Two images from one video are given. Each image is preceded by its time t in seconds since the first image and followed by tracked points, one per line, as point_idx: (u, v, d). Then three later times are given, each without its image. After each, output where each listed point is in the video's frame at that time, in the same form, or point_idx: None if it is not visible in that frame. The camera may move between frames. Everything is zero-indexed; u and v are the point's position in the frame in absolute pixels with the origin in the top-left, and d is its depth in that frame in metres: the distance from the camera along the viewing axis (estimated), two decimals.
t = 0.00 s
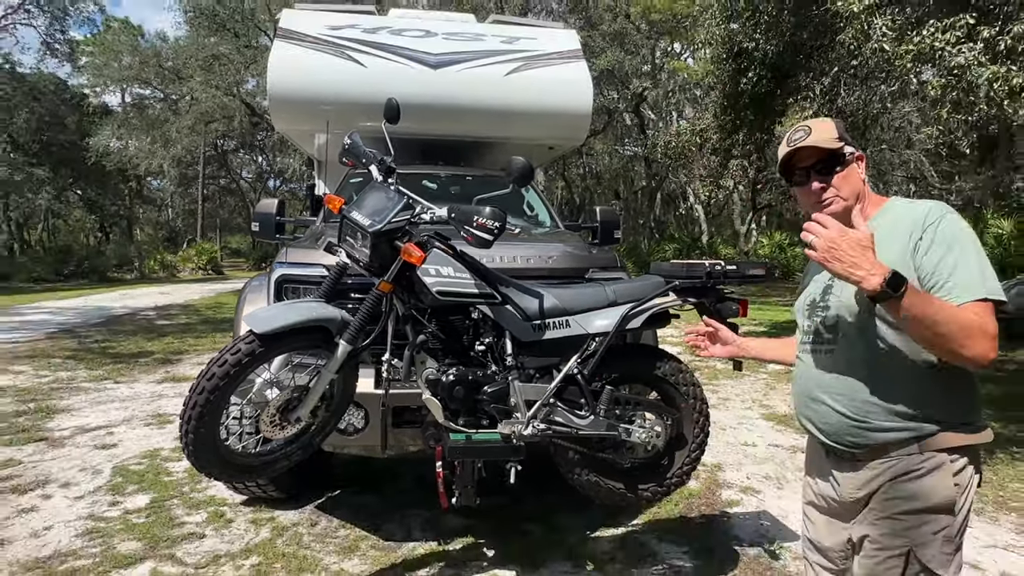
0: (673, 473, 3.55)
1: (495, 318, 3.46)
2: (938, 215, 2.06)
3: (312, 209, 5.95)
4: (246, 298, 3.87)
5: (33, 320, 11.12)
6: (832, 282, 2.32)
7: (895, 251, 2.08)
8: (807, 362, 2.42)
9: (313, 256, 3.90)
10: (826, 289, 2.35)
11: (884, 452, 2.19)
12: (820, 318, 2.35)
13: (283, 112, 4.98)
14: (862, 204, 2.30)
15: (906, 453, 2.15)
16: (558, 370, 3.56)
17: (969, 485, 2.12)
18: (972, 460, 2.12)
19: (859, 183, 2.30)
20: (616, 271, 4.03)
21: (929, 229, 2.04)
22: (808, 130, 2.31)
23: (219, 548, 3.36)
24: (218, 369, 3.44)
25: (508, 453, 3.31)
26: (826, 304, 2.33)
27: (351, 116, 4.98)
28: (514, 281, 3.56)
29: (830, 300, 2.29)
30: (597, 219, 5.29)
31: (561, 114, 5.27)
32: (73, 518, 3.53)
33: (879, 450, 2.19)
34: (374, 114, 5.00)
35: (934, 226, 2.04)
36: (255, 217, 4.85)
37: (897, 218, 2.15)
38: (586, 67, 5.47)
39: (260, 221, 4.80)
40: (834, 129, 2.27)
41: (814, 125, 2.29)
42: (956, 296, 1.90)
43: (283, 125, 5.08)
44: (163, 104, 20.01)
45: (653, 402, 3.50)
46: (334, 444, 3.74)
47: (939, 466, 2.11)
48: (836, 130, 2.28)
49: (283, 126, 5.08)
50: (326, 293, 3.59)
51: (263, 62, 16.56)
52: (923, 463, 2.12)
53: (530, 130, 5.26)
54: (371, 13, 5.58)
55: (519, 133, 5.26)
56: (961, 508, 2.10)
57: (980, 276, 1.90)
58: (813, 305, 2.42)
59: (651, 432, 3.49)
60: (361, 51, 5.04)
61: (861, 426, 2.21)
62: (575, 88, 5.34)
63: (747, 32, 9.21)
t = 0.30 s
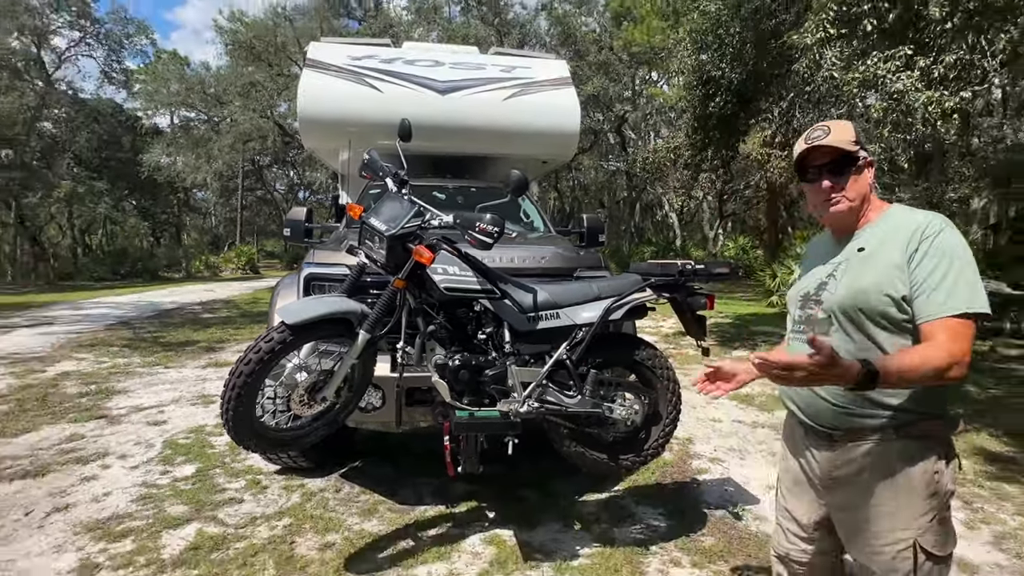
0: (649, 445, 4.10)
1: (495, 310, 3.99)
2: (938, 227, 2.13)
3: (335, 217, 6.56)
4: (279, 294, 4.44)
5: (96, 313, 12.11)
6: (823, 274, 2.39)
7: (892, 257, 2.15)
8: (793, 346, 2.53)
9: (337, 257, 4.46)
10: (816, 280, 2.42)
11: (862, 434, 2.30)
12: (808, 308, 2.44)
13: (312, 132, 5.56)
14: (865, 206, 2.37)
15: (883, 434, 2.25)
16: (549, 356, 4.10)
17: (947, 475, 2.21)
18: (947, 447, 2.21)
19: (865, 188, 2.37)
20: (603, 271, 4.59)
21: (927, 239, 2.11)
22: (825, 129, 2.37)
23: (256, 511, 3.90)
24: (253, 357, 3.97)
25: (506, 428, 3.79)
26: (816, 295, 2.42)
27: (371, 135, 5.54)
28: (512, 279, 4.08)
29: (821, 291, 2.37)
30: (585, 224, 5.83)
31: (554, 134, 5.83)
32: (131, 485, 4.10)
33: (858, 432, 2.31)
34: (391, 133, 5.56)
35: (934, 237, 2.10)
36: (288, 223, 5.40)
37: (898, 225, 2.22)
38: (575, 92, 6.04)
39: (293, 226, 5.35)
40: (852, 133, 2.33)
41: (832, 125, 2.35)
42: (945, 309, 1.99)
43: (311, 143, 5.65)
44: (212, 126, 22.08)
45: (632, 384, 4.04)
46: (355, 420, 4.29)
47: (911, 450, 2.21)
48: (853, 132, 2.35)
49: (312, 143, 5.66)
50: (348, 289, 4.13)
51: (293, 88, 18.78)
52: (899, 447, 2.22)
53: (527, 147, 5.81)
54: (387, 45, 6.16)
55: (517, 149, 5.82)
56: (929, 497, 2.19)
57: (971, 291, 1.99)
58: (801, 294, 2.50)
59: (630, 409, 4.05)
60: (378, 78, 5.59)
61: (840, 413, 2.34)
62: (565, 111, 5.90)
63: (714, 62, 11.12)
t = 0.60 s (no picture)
0: (632, 424, 4.63)
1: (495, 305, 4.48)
2: (956, 234, 2.01)
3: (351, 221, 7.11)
4: (302, 291, 4.98)
5: (120, 311, 12.87)
6: (832, 278, 2.29)
7: (909, 267, 2.06)
8: (798, 349, 2.44)
9: (353, 257, 4.98)
10: (823, 283, 2.32)
11: (870, 424, 2.21)
12: (815, 312, 2.35)
13: (331, 145, 6.10)
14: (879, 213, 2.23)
15: (888, 423, 2.17)
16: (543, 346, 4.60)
17: (947, 459, 2.16)
18: (950, 434, 2.15)
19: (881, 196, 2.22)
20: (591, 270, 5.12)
21: (945, 249, 2.00)
22: (848, 134, 2.19)
23: (282, 484, 4.38)
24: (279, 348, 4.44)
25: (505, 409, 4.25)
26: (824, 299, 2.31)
27: (384, 148, 6.08)
28: (509, 276, 4.58)
29: (830, 297, 2.27)
30: (575, 228, 6.35)
31: (549, 147, 6.36)
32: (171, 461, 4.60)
33: (863, 421, 2.23)
34: (402, 146, 6.08)
35: (952, 246, 2.00)
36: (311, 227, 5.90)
37: (913, 232, 2.11)
38: (568, 110, 6.57)
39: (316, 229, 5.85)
40: (876, 138, 2.16)
41: (855, 129, 2.18)
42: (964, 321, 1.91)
43: (331, 154, 6.19)
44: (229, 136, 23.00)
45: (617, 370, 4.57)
46: (370, 403, 4.78)
47: (916, 440, 2.13)
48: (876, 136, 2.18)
49: (331, 155, 6.19)
50: (364, 286, 4.64)
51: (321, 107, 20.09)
52: (905, 436, 2.14)
53: (525, 159, 6.33)
54: (399, 68, 6.71)
55: (516, 161, 6.34)
56: (928, 482, 2.13)
57: (992, 305, 1.90)
58: (806, 295, 2.40)
59: (615, 393, 4.57)
60: (390, 97, 6.11)
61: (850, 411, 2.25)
62: (559, 126, 6.42)
63: (691, 84, 11.89)
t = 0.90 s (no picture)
0: (630, 421, 4.67)
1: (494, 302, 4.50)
2: (997, 232, 2.00)
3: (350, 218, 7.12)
4: (301, 288, 5.00)
5: (122, 307, 12.95)
6: (862, 276, 2.30)
7: (945, 265, 2.05)
8: (825, 346, 2.45)
9: (352, 255, 5.01)
10: (854, 280, 2.33)
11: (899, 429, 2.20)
12: (845, 309, 2.35)
13: (331, 143, 6.12)
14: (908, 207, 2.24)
15: (919, 429, 2.16)
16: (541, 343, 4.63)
17: (977, 467, 2.16)
18: (982, 440, 2.15)
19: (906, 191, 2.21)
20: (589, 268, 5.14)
21: (985, 247, 1.99)
22: (873, 127, 2.21)
23: (282, 480, 4.39)
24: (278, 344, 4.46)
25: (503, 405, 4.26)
26: (855, 297, 2.32)
27: (383, 146, 6.09)
28: (508, 274, 4.59)
29: (862, 295, 2.28)
30: (574, 225, 6.37)
31: (548, 145, 6.38)
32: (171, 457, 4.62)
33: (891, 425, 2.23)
34: (401, 144, 6.09)
35: (992, 244, 1.98)
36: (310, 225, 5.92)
37: (949, 229, 2.10)
38: (565, 108, 6.58)
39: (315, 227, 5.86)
40: (899, 131, 2.17)
41: (881, 122, 2.19)
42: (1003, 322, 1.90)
43: (330, 151, 6.21)
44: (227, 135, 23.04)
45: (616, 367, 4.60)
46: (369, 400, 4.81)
47: (948, 445, 2.13)
48: (901, 131, 2.17)
49: (330, 152, 6.21)
50: (363, 283, 4.66)
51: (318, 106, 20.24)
52: (936, 442, 2.14)
53: (523, 156, 6.35)
54: (399, 66, 6.73)
55: (515, 158, 6.36)
56: (960, 488, 2.14)
57: None
58: (836, 293, 2.41)
59: (613, 390, 4.61)
60: (389, 95, 6.12)
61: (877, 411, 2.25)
62: (558, 124, 6.44)
63: (688, 82, 11.94)
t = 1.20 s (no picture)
0: (628, 419, 4.68)
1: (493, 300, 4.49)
2: (1009, 231, 1.99)
3: (349, 215, 7.11)
4: (300, 286, 5.00)
5: (124, 305, 12.94)
6: (871, 269, 2.32)
7: (952, 260, 2.05)
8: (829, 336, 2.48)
9: (351, 252, 5.00)
10: (864, 272, 2.36)
11: (896, 426, 2.22)
12: (852, 301, 2.38)
13: (329, 140, 6.12)
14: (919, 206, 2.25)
15: (915, 426, 2.18)
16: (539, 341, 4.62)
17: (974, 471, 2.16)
18: (981, 444, 2.15)
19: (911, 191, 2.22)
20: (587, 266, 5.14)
21: (994, 245, 1.98)
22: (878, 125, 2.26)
23: (281, 478, 4.40)
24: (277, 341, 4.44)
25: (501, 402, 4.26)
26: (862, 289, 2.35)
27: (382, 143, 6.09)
28: (506, 272, 4.59)
29: (868, 286, 2.31)
30: (572, 223, 6.37)
31: (546, 142, 6.37)
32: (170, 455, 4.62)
33: (888, 423, 2.25)
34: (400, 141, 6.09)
35: (1001, 242, 1.98)
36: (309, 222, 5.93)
37: (962, 226, 2.10)
38: (564, 106, 6.56)
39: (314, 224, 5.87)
40: (893, 131, 2.20)
41: (885, 120, 2.23)
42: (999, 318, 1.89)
43: (329, 148, 6.22)
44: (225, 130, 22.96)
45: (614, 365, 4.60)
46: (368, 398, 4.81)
47: (944, 446, 2.14)
48: (893, 136, 2.19)
49: (329, 148, 6.22)
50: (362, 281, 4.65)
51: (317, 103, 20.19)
52: (932, 442, 2.15)
53: (522, 154, 6.34)
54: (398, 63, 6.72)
55: (513, 156, 6.35)
56: (953, 490, 2.14)
57: None
58: (846, 285, 2.44)
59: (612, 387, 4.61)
60: (389, 92, 6.12)
61: (872, 404, 2.27)
62: (557, 122, 6.43)
63: (688, 80, 11.92)
